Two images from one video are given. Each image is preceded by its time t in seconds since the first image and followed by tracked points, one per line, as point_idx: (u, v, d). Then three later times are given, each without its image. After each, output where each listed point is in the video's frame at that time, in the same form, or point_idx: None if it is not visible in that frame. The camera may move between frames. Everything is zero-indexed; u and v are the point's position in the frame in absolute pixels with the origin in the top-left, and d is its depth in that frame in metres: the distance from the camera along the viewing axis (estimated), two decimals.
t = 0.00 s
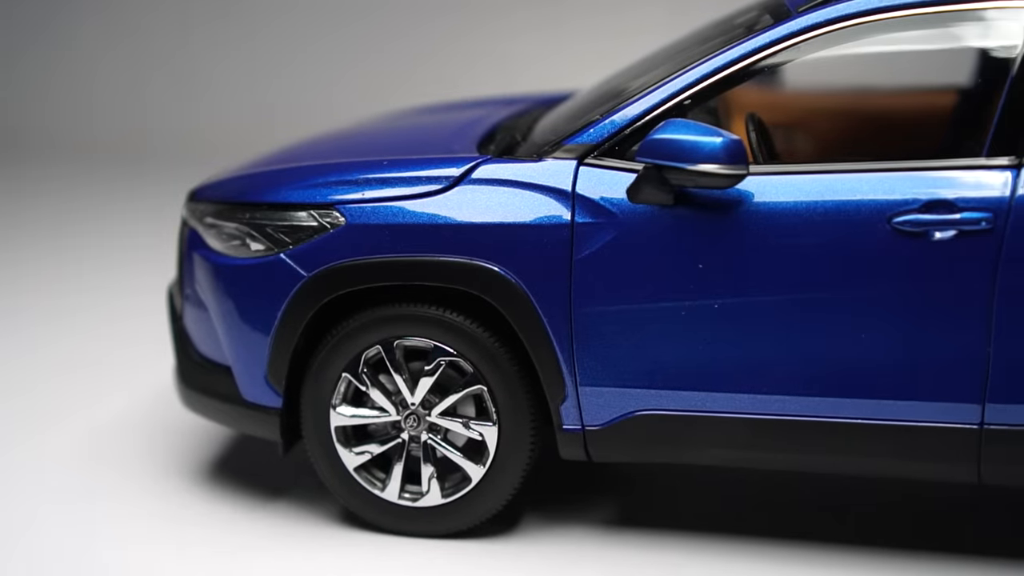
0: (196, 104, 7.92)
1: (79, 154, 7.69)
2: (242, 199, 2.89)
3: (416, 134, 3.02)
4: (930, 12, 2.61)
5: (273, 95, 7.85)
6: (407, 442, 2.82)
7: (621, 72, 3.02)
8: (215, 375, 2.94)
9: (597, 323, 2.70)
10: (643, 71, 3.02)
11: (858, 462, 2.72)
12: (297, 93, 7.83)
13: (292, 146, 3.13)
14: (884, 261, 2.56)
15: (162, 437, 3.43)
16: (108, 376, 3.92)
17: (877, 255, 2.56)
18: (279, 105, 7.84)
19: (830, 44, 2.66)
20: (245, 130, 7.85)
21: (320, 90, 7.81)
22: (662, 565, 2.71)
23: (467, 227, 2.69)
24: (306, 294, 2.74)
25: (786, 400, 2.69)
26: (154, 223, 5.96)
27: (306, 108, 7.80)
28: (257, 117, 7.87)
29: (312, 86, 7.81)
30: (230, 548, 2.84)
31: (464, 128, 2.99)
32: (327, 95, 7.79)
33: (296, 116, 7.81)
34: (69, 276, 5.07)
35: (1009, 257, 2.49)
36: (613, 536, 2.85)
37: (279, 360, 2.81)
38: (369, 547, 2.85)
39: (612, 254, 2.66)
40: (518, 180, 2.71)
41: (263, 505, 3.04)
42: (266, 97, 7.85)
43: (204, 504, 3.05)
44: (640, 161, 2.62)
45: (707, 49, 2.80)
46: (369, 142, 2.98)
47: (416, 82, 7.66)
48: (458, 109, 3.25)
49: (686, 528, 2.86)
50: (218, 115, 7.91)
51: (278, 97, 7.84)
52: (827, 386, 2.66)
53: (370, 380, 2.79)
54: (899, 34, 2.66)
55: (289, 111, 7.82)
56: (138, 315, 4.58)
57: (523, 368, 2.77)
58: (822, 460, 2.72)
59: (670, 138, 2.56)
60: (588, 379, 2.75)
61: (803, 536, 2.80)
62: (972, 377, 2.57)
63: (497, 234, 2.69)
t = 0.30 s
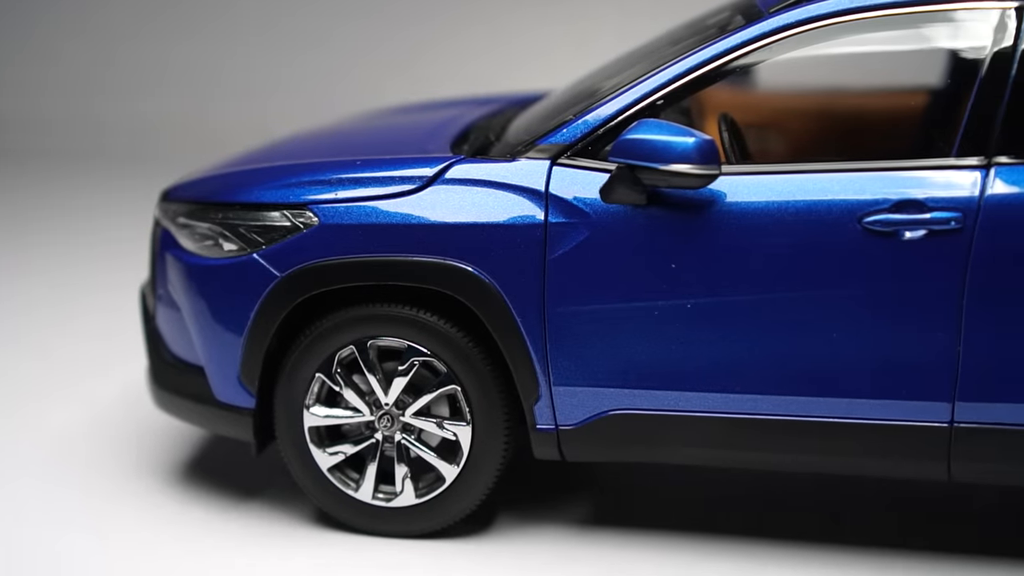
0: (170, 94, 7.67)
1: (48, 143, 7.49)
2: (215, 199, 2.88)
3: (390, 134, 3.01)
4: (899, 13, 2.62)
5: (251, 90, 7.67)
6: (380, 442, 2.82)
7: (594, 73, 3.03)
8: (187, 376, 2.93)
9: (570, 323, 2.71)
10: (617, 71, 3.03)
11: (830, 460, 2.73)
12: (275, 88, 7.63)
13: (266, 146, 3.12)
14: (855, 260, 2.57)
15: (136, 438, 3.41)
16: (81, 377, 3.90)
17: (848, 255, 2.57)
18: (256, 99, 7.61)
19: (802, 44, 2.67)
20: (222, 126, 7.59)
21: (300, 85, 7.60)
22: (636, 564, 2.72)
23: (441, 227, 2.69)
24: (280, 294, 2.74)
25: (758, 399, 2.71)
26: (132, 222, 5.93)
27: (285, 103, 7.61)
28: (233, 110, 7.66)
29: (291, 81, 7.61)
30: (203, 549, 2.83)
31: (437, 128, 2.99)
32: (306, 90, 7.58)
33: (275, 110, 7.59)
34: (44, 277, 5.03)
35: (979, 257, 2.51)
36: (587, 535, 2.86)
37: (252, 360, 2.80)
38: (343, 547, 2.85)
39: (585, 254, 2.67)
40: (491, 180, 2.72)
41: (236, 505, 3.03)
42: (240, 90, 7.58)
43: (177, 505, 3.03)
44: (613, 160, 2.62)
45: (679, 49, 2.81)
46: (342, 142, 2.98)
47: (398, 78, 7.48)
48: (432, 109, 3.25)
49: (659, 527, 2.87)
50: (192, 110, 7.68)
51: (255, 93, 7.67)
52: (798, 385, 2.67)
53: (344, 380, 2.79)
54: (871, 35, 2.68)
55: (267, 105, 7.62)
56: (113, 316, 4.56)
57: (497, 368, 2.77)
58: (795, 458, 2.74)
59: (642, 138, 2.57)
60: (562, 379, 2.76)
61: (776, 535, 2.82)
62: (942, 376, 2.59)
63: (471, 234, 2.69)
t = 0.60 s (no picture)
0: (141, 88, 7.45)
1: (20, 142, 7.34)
2: (189, 199, 2.87)
3: (365, 134, 3.01)
4: (873, 13, 2.63)
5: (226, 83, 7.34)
6: (355, 443, 2.81)
7: (570, 73, 3.03)
8: (161, 377, 2.92)
9: (545, 323, 2.71)
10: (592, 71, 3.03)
11: (804, 459, 2.74)
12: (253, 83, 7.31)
13: (241, 146, 3.11)
14: (828, 260, 2.58)
15: (111, 440, 3.39)
16: (54, 380, 3.87)
17: (821, 255, 2.58)
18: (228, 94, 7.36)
19: (776, 45, 2.68)
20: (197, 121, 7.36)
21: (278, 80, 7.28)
22: (611, 565, 2.72)
23: (415, 227, 2.68)
24: (254, 294, 2.73)
25: (732, 398, 2.71)
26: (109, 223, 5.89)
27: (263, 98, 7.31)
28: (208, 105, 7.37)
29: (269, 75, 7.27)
30: (178, 550, 2.82)
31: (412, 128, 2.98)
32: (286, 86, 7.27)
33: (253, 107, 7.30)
34: (19, 278, 4.99)
35: (950, 256, 2.52)
36: (563, 536, 2.85)
37: (226, 361, 2.79)
38: (318, 548, 2.84)
39: (560, 254, 2.67)
40: (466, 180, 2.72)
41: (211, 507, 3.02)
42: (218, 87, 7.35)
43: (151, 507, 3.02)
44: (587, 160, 2.63)
45: (654, 49, 2.81)
46: (318, 142, 2.97)
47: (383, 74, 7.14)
48: (407, 109, 3.25)
49: (635, 527, 2.87)
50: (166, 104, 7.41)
51: (230, 86, 7.34)
52: (772, 385, 2.68)
53: (319, 381, 2.78)
54: (845, 36, 2.69)
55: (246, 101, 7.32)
56: (88, 317, 4.53)
57: (472, 368, 2.77)
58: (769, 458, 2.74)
59: (617, 138, 2.57)
60: (537, 379, 2.76)
61: (751, 534, 2.82)
62: (915, 375, 2.60)
63: (446, 235, 2.69)
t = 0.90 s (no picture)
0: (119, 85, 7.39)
1: None
2: (163, 199, 2.86)
3: (341, 134, 3.00)
4: (847, 14, 2.64)
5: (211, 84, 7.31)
6: (331, 443, 2.81)
7: (546, 73, 3.03)
8: (135, 378, 2.90)
9: (521, 323, 2.71)
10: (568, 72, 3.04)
11: (778, 459, 2.75)
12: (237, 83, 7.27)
13: (217, 145, 3.10)
14: (802, 260, 2.59)
15: (85, 442, 3.38)
16: (29, 381, 3.85)
17: (795, 255, 2.59)
18: (207, 92, 7.30)
19: (751, 46, 2.69)
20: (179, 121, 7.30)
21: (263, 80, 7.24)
22: (586, 565, 2.72)
23: (391, 227, 2.68)
24: (229, 294, 2.72)
25: (707, 398, 2.72)
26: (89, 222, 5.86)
27: (247, 98, 7.26)
28: (191, 105, 7.31)
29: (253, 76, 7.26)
30: (152, 552, 2.81)
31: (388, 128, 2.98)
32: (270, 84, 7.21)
33: (237, 106, 7.25)
34: None
35: (923, 256, 2.53)
36: (538, 536, 2.86)
37: (201, 362, 2.78)
38: (294, 549, 2.83)
39: (535, 255, 2.67)
40: (441, 180, 2.71)
41: (185, 508, 3.01)
42: (197, 85, 7.31)
43: (125, 508, 3.01)
44: (563, 161, 2.63)
45: (630, 49, 2.82)
46: (293, 142, 2.97)
47: (368, 74, 7.11)
48: (384, 109, 3.25)
49: (610, 527, 2.87)
50: (149, 103, 7.35)
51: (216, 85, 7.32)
52: (747, 384, 2.68)
53: (294, 382, 2.78)
54: (819, 37, 2.70)
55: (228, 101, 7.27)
56: (65, 318, 4.51)
57: (448, 369, 2.77)
58: (744, 458, 2.75)
59: (592, 139, 2.58)
60: (512, 379, 2.76)
61: (726, 534, 2.83)
62: (888, 375, 2.61)
63: (421, 235, 2.68)
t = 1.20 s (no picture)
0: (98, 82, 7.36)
1: None
2: (134, 199, 2.84)
3: (314, 134, 3.00)
4: (820, 15, 2.65)
5: (189, 83, 7.27)
6: (304, 445, 2.80)
7: (520, 73, 3.03)
8: (107, 380, 2.89)
9: (494, 323, 2.70)
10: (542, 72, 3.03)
11: (751, 459, 2.75)
12: (217, 82, 7.24)
13: (190, 145, 3.09)
14: (774, 260, 2.59)
15: (58, 444, 3.36)
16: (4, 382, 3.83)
17: (768, 255, 2.59)
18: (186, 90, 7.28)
19: (724, 46, 2.69)
20: (159, 120, 7.27)
21: (243, 81, 7.21)
22: (560, 565, 2.72)
23: (363, 228, 2.67)
24: (201, 295, 2.71)
25: (680, 399, 2.72)
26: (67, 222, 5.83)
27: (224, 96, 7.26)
28: (169, 104, 7.28)
29: (234, 76, 7.24)
30: (123, 554, 2.80)
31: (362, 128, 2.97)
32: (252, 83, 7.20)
33: (214, 105, 7.24)
34: None
35: (895, 256, 2.54)
36: (512, 536, 2.85)
37: (173, 363, 2.77)
38: (267, 551, 2.82)
39: (508, 255, 2.66)
40: (414, 181, 2.71)
41: (158, 510, 2.99)
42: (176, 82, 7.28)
43: (97, 510, 2.99)
44: (535, 161, 2.63)
45: (603, 49, 2.82)
46: (266, 142, 2.95)
47: (348, 74, 7.09)
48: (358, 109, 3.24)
49: (584, 527, 2.87)
50: (127, 101, 7.32)
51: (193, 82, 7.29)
52: (720, 385, 2.69)
53: (266, 383, 2.76)
54: (792, 37, 2.70)
55: (208, 103, 7.25)
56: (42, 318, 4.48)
57: (421, 370, 2.76)
58: (717, 458, 2.75)
59: (564, 139, 2.57)
60: (486, 380, 2.75)
61: (699, 534, 2.83)
62: (860, 376, 2.62)
63: (394, 235, 2.68)
